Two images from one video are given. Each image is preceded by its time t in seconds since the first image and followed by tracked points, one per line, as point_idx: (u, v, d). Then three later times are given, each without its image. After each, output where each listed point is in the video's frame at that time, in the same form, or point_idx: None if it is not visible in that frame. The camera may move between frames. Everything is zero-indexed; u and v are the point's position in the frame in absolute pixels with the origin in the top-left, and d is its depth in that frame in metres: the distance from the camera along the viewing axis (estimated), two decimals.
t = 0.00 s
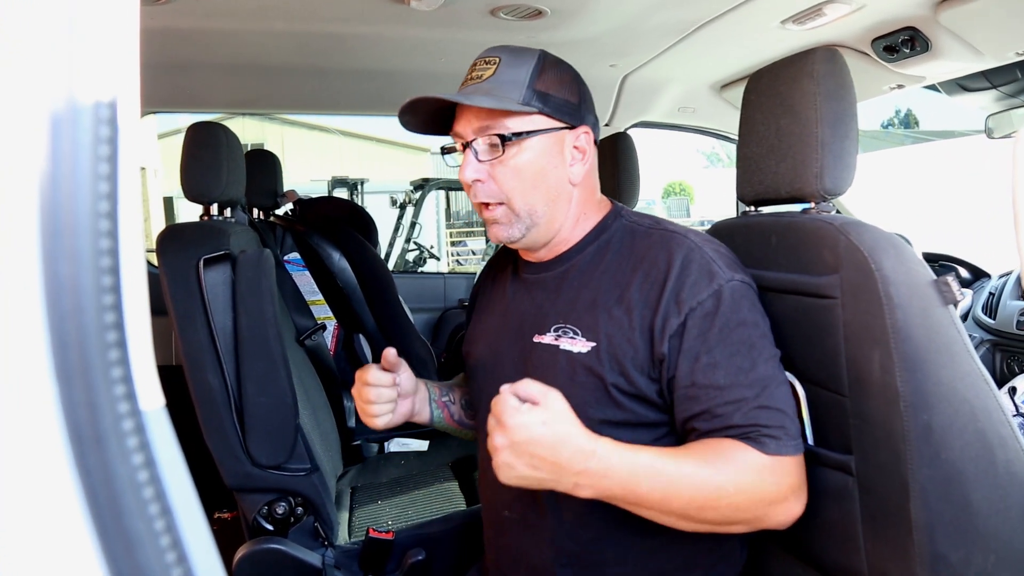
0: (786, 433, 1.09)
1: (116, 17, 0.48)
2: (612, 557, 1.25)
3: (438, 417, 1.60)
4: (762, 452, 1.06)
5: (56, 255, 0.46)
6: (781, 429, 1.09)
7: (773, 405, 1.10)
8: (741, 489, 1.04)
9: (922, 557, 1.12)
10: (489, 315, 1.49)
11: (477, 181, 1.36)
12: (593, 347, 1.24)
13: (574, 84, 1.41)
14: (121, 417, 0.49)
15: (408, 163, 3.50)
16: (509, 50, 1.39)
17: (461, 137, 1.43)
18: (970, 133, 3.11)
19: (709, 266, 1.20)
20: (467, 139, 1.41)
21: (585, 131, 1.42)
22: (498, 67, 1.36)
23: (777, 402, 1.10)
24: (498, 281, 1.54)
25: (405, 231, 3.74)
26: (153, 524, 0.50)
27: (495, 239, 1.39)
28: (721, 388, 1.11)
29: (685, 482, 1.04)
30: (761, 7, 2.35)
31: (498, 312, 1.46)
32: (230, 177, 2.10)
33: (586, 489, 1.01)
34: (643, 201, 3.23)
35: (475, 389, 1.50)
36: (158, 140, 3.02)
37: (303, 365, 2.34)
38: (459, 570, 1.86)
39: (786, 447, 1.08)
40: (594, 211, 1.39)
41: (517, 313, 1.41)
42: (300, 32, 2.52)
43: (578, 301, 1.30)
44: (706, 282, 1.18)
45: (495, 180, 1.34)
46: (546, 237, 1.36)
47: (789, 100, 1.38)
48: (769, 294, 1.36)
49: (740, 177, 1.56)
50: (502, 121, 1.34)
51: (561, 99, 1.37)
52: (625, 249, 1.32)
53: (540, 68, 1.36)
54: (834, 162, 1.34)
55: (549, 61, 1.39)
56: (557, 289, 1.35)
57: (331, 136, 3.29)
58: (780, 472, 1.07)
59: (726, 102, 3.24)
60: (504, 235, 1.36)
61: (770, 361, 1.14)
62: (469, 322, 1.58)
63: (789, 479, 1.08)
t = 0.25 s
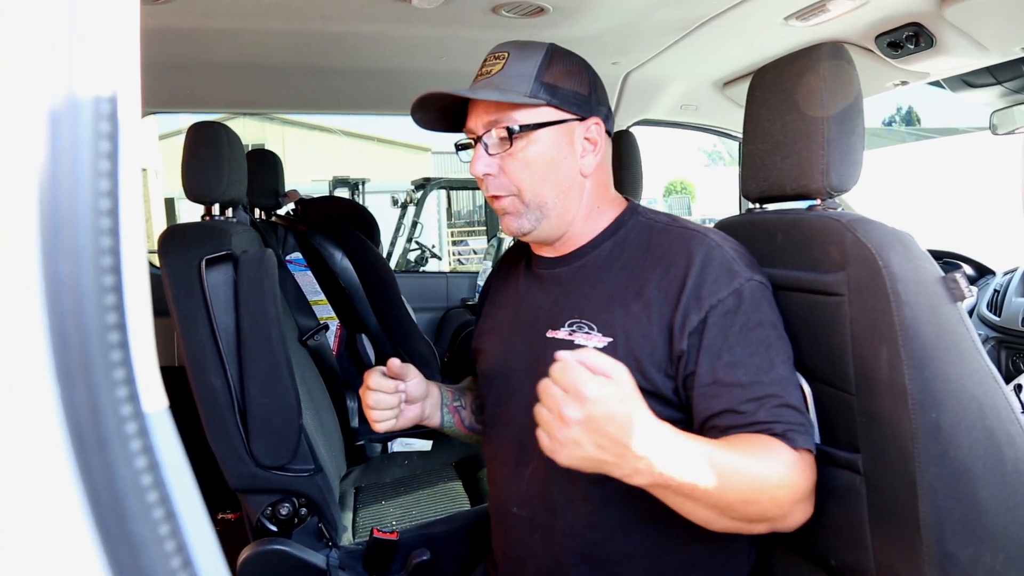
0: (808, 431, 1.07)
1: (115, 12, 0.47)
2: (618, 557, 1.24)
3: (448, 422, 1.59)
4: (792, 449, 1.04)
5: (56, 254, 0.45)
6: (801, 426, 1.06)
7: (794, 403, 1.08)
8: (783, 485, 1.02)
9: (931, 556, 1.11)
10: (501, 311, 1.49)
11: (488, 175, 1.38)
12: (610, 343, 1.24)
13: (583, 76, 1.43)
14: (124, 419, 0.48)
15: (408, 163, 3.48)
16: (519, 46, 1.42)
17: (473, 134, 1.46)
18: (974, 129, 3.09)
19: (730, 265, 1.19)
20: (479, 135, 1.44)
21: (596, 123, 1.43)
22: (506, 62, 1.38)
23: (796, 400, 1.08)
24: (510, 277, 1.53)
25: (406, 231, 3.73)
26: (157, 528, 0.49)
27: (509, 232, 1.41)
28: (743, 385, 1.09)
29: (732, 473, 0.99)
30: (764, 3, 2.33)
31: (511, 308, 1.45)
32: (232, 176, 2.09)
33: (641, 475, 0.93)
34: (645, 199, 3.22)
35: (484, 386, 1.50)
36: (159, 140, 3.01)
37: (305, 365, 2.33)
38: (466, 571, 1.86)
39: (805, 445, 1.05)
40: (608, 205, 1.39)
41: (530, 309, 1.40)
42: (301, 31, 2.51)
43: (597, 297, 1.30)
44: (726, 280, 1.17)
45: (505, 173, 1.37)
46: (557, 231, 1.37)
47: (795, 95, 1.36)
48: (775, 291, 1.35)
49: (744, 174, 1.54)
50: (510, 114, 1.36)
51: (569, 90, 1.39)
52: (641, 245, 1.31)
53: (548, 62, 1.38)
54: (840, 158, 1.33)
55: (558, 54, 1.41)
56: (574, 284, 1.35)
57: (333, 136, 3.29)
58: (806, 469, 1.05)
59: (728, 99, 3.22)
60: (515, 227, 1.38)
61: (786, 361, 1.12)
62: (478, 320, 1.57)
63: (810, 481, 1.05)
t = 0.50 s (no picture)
0: (816, 414, 1.05)
1: (124, 13, 0.47)
2: (620, 558, 1.24)
3: (458, 436, 1.61)
4: (796, 434, 1.03)
5: (64, 256, 0.45)
6: (809, 409, 1.05)
7: (803, 383, 1.07)
8: (782, 478, 1.01)
9: (933, 557, 1.11)
10: (511, 313, 1.49)
11: (483, 174, 1.44)
12: (623, 332, 1.25)
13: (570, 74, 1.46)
14: (132, 422, 0.48)
15: (410, 163, 3.49)
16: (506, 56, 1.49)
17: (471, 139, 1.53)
18: (975, 129, 3.09)
19: (732, 245, 1.19)
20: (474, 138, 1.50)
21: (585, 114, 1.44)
22: (492, 69, 1.45)
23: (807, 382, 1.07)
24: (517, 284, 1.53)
25: (406, 230, 3.73)
26: (164, 531, 0.49)
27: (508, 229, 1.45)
28: (750, 364, 1.09)
29: (716, 474, 1.01)
30: (765, 4, 2.33)
31: (522, 306, 1.46)
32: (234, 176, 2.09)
33: (624, 491, 0.96)
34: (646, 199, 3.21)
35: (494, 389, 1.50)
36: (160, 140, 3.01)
37: (307, 365, 2.33)
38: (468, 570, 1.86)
39: (812, 429, 1.04)
40: (603, 195, 1.41)
41: (541, 306, 1.41)
42: (302, 31, 2.51)
43: (606, 287, 1.31)
44: (729, 260, 1.17)
45: (498, 169, 1.42)
46: (556, 221, 1.39)
47: (797, 96, 1.36)
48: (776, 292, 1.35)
49: (745, 175, 1.54)
50: (497, 113, 1.42)
51: (553, 86, 1.43)
52: (646, 235, 1.32)
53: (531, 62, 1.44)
54: (842, 159, 1.33)
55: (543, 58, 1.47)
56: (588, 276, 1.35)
57: (333, 136, 3.28)
58: (813, 455, 1.04)
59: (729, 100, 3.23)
60: (514, 220, 1.41)
61: (796, 340, 1.11)
62: (488, 327, 1.58)
63: (817, 463, 1.04)
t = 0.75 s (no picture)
0: (724, 405, 0.96)
1: (130, 12, 0.47)
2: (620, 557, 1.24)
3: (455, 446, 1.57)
4: (664, 433, 0.96)
5: (71, 254, 0.45)
6: (690, 400, 0.97)
7: (711, 365, 0.98)
8: (630, 480, 0.98)
9: (931, 553, 1.12)
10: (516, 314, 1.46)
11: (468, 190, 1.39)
12: (581, 320, 1.19)
13: (546, 86, 1.41)
14: (138, 420, 0.48)
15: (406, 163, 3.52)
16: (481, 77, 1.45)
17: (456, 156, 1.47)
18: (971, 129, 3.10)
19: (662, 216, 1.11)
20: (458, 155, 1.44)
21: (563, 118, 1.38)
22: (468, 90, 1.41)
23: (702, 368, 0.98)
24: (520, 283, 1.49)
25: (404, 230, 3.70)
26: (171, 529, 0.49)
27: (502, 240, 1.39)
28: (648, 348, 1.02)
29: (567, 475, 1.03)
30: (763, 4, 2.34)
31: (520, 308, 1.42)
32: (232, 175, 2.08)
33: (486, 490, 1.07)
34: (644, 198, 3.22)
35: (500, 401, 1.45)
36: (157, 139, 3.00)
37: (305, 365, 2.33)
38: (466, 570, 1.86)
39: (708, 421, 0.96)
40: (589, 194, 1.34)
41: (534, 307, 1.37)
42: (300, 30, 2.51)
43: (570, 277, 1.26)
44: (653, 233, 1.09)
45: (482, 182, 1.36)
46: (545, 224, 1.33)
47: (795, 96, 1.37)
48: (774, 292, 1.35)
49: (744, 174, 1.55)
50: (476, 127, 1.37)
51: (530, 98, 1.37)
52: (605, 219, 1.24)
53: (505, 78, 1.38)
54: (839, 158, 1.34)
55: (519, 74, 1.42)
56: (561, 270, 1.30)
57: (331, 136, 3.28)
58: (688, 454, 0.96)
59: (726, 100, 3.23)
60: (503, 232, 1.36)
61: (718, 317, 1.00)
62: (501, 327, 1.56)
63: (711, 458, 0.97)
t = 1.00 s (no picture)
0: (682, 441, 0.98)
1: (132, 10, 0.48)
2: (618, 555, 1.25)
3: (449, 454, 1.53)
4: (620, 459, 0.99)
5: (75, 250, 0.45)
6: (645, 434, 0.98)
7: (675, 399, 0.99)
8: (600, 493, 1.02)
9: (928, 551, 1.13)
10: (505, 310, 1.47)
11: (469, 184, 1.38)
12: (561, 334, 1.20)
13: (553, 75, 1.39)
14: (141, 415, 0.48)
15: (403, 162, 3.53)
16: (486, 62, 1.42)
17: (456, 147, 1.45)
18: (967, 129, 3.11)
19: (647, 242, 1.10)
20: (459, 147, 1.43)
21: (568, 115, 1.36)
22: (473, 76, 1.38)
23: (666, 404, 0.98)
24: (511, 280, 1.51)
25: (401, 230, 3.72)
26: (173, 523, 0.49)
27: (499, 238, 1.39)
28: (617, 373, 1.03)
29: (541, 468, 1.05)
30: (759, 4, 2.35)
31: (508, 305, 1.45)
32: (230, 175, 2.09)
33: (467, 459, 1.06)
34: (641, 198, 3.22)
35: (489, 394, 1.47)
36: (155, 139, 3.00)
37: (303, 365, 2.33)
38: (462, 570, 1.85)
39: (668, 451, 0.97)
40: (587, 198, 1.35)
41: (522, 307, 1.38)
42: (298, 30, 2.51)
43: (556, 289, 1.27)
44: (637, 260, 1.08)
45: (484, 178, 1.36)
46: (544, 225, 1.33)
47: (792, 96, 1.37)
48: (771, 290, 1.36)
49: (741, 173, 1.55)
50: (478, 121, 1.35)
51: (537, 89, 1.35)
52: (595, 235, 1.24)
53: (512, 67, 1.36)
54: (837, 158, 1.34)
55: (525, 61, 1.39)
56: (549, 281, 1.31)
57: (329, 136, 3.27)
58: (649, 485, 0.98)
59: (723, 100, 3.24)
60: (501, 231, 1.35)
61: (687, 355, 1.00)
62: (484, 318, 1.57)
63: (672, 488, 0.99)
